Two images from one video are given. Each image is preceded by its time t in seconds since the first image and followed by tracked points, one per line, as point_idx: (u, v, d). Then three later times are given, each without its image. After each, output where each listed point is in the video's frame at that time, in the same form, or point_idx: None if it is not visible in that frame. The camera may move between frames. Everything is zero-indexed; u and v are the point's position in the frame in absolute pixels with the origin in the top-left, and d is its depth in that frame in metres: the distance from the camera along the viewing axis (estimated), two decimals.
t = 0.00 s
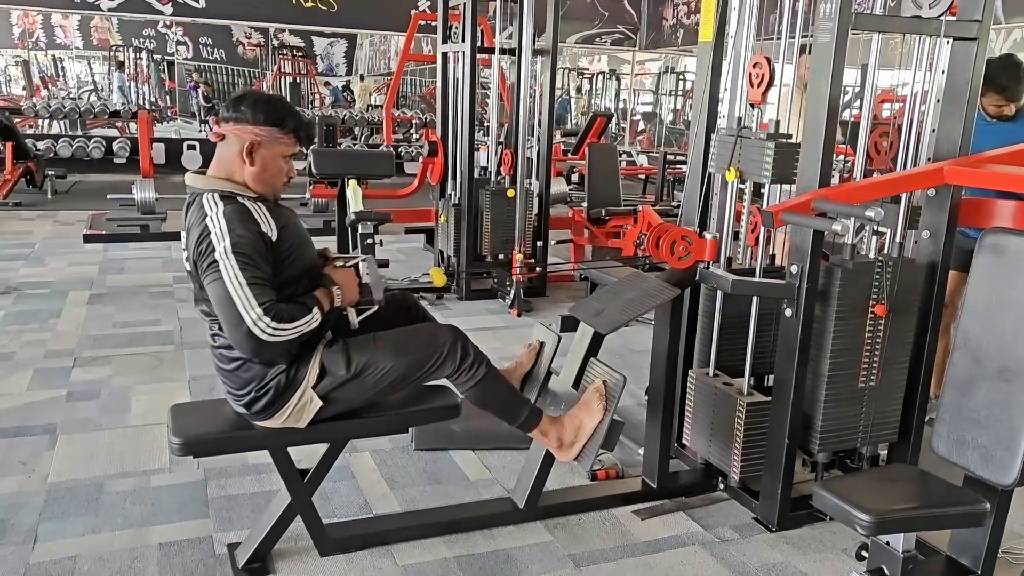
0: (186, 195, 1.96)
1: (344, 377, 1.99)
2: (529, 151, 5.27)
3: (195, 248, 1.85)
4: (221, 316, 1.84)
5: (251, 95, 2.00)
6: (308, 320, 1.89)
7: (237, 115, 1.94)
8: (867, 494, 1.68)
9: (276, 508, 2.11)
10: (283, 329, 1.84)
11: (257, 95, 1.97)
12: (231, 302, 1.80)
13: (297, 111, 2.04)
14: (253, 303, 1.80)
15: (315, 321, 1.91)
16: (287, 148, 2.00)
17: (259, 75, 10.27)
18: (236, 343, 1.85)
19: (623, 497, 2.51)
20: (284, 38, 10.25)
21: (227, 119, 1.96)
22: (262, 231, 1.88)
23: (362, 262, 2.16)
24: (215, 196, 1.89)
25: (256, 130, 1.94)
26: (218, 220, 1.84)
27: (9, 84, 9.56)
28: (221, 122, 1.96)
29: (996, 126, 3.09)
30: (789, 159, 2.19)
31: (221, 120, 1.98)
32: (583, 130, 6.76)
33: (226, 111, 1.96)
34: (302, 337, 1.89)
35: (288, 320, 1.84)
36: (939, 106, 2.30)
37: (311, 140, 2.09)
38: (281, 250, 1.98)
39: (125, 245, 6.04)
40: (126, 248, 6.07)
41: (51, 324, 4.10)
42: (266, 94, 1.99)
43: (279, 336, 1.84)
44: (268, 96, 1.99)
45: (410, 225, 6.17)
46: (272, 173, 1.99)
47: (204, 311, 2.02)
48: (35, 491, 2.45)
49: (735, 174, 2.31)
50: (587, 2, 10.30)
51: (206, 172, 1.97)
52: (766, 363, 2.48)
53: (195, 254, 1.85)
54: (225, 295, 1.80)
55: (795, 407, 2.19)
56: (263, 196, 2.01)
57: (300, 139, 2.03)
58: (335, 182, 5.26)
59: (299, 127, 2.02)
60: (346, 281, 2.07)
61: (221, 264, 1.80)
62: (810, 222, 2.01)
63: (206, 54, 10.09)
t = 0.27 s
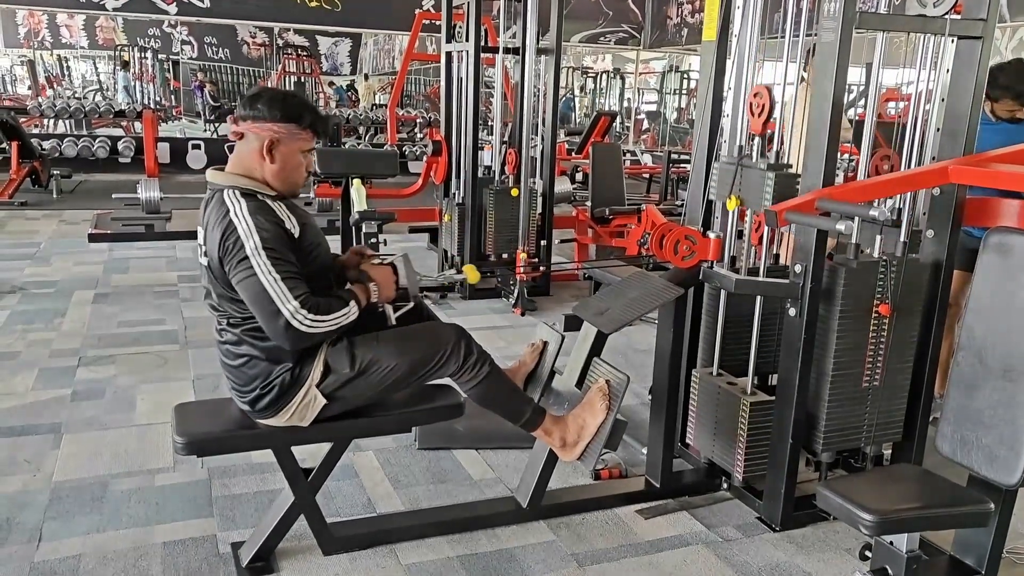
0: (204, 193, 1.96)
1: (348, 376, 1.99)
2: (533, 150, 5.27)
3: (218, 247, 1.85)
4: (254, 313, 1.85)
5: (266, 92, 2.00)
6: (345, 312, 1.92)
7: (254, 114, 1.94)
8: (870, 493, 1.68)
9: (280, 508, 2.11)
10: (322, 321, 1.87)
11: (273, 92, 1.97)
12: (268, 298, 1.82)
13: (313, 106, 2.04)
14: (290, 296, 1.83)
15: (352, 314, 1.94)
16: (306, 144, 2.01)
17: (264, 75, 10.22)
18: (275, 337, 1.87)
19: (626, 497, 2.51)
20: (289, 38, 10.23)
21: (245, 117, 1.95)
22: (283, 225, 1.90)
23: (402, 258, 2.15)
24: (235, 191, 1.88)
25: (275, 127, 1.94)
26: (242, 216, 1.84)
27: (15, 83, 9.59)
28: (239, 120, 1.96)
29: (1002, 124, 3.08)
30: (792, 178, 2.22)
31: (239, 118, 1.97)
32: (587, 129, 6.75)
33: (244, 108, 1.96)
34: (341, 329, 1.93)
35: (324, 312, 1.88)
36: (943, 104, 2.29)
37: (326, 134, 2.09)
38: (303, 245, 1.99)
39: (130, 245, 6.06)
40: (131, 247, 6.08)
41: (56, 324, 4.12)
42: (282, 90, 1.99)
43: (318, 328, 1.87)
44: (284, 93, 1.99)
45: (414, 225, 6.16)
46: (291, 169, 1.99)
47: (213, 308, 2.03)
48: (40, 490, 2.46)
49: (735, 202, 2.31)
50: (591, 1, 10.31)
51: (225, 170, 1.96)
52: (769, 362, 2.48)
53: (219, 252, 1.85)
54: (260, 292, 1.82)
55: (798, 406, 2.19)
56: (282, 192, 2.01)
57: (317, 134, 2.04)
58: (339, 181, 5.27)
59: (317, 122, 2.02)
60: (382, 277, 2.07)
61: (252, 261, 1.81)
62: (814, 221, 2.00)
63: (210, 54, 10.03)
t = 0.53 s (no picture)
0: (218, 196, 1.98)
1: (348, 377, 2.00)
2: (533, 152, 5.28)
3: (243, 253, 1.86)
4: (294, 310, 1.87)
5: (270, 90, 1.99)
6: (390, 302, 1.98)
7: (259, 116, 1.94)
8: (870, 493, 1.68)
9: (279, 510, 2.11)
10: (365, 307, 1.91)
11: (277, 92, 1.96)
12: (310, 291, 1.84)
13: (317, 101, 2.03)
14: (329, 285, 1.86)
15: (397, 304, 1.99)
16: (314, 141, 2.01)
17: (265, 77, 10.32)
18: (320, 329, 1.91)
19: (626, 498, 2.51)
20: (289, 40, 10.23)
21: (250, 120, 1.96)
22: (300, 223, 1.93)
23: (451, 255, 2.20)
24: (248, 194, 1.91)
25: (282, 129, 1.95)
26: (265, 219, 1.86)
27: (15, 86, 9.61)
28: (246, 123, 1.96)
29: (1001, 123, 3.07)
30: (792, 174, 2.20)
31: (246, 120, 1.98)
32: (587, 130, 6.76)
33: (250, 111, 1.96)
34: (387, 317, 1.98)
35: (365, 299, 1.92)
36: (942, 104, 2.29)
37: (333, 127, 2.09)
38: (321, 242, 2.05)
39: (130, 247, 6.07)
40: (131, 249, 6.08)
41: (56, 327, 4.12)
42: (286, 89, 1.98)
43: (363, 315, 1.91)
44: (288, 91, 1.98)
45: (414, 226, 6.15)
46: (302, 168, 2.01)
47: (216, 308, 2.03)
48: (40, 493, 2.46)
49: (731, 246, 2.37)
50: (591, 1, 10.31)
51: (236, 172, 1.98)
52: (769, 362, 2.48)
53: (245, 257, 1.86)
54: (301, 288, 1.84)
55: (798, 407, 2.18)
56: (295, 192, 2.04)
57: (324, 129, 2.04)
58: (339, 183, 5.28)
59: (323, 117, 2.02)
60: (429, 273, 2.11)
61: (286, 259, 1.83)
62: (811, 221, 2.00)
63: (210, 56, 10.07)
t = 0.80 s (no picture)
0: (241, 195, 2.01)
1: (348, 380, 2.00)
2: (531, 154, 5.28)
3: (276, 253, 1.86)
4: (339, 300, 1.90)
5: (296, 92, 2.00)
6: (438, 291, 2.03)
7: (286, 119, 1.96)
8: (869, 495, 1.68)
9: (278, 514, 2.11)
10: (408, 289, 1.95)
11: (304, 95, 1.98)
12: (356, 279, 1.87)
13: (341, 105, 2.05)
14: (371, 270, 1.89)
15: (446, 293, 2.05)
16: (337, 146, 2.03)
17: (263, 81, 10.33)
18: (367, 315, 1.94)
19: (626, 501, 2.51)
20: (288, 44, 10.26)
21: (275, 122, 1.97)
22: (326, 218, 1.95)
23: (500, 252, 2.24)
24: (273, 195, 1.92)
25: (307, 133, 1.97)
26: (297, 216, 1.87)
27: (14, 90, 9.60)
28: (271, 125, 1.98)
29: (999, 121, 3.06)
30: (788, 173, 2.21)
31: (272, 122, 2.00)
32: (585, 133, 6.76)
33: (277, 112, 1.97)
34: (434, 303, 2.02)
35: (407, 282, 1.96)
36: (939, 106, 2.30)
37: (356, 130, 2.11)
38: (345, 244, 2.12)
39: (129, 251, 6.07)
40: (130, 254, 6.08)
41: (55, 331, 4.12)
42: (312, 92, 2.00)
43: (409, 297, 1.95)
44: (314, 94, 2.00)
45: (413, 229, 6.15)
46: (324, 171, 2.04)
47: (229, 310, 2.04)
48: (39, 498, 2.46)
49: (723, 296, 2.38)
50: (589, 4, 10.33)
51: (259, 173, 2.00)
52: (768, 365, 2.48)
53: (278, 257, 1.86)
54: (347, 278, 1.87)
55: (797, 408, 2.18)
56: (316, 194, 2.06)
57: (348, 133, 2.06)
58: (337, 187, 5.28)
59: (348, 122, 2.04)
60: (479, 272, 2.16)
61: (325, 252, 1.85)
62: (811, 224, 2.00)
63: (209, 60, 10.27)
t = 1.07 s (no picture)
0: (270, 195, 2.03)
1: (350, 382, 2.00)
2: (530, 158, 5.28)
3: (308, 253, 1.89)
4: (375, 294, 1.94)
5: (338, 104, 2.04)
6: (474, 286, 2.07)
7: (327, 130, 1.99)
8: (870, 497, 1.68)
9: (278, 518, 2.11)
10: (441, 283, 2.00)
11: (347, 108, 2.01)
12: (393, 273, 1.93)
13: (380, 123, 2.08)
14: (405, 265, 1.95)
15: (480, 290, 2.08)
16: (373, 163, 2.06)
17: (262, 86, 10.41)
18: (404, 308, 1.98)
19: (626, 504, 2.50)
20: (286, 48, 10.33)
21: (318, 131, 2.00)
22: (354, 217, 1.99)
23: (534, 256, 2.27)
24: (305, 198, 1.95)
25: (346, 146, 2.00)
26: (330, 216, 1.91)
27: (14, 96, 9.60)
28: (312, 133, 2.01)
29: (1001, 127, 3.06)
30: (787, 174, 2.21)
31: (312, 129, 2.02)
32: (584, 136, 6.76)
33: (318, 121, 2.00)
34: (470, 299, 2.06)
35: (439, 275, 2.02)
36: (937, 109, 2.30)
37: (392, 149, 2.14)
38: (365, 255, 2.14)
39: (128, 256, 6.06)
40: (129, 258, 6.08)
41: (55, 336, 4.11)
42: (355, 106, 2.03)
43: (444, 290, 2.00)
44: (356, 109, 2.03)
45: (413, 233, 6.15)
46: (357, 184, 2.07)
47: (242, 310, 2.04)
48: (38, 503, 2.46)
49: (721, 329, 2.41)
50: (588, 8, 10.33)
51: (294, 177, 2.03)
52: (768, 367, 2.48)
53: (310, 257, 1.89)
54: (383, 273, 1.92)
55: (797, 411, 2.18)
56: (345, 205, 2.09)
57: (385, 152, 2.09)
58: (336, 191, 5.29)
59: (386, 141, 2.07)
60: (515, 273, 2.16)
61: (360, 246, 1.90)
62: (809, 226, 2.00)
63: (208, 64, 10.24)
